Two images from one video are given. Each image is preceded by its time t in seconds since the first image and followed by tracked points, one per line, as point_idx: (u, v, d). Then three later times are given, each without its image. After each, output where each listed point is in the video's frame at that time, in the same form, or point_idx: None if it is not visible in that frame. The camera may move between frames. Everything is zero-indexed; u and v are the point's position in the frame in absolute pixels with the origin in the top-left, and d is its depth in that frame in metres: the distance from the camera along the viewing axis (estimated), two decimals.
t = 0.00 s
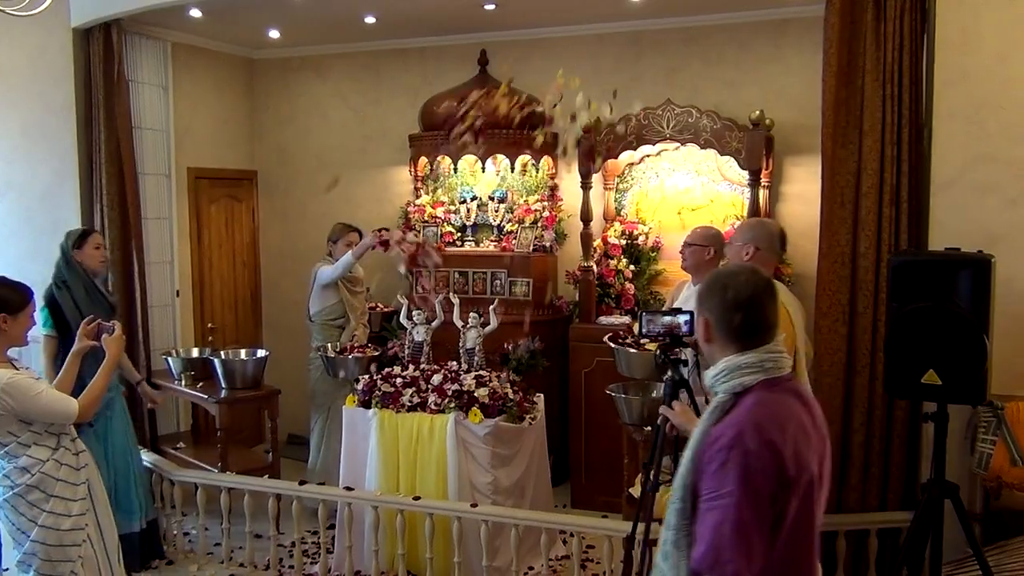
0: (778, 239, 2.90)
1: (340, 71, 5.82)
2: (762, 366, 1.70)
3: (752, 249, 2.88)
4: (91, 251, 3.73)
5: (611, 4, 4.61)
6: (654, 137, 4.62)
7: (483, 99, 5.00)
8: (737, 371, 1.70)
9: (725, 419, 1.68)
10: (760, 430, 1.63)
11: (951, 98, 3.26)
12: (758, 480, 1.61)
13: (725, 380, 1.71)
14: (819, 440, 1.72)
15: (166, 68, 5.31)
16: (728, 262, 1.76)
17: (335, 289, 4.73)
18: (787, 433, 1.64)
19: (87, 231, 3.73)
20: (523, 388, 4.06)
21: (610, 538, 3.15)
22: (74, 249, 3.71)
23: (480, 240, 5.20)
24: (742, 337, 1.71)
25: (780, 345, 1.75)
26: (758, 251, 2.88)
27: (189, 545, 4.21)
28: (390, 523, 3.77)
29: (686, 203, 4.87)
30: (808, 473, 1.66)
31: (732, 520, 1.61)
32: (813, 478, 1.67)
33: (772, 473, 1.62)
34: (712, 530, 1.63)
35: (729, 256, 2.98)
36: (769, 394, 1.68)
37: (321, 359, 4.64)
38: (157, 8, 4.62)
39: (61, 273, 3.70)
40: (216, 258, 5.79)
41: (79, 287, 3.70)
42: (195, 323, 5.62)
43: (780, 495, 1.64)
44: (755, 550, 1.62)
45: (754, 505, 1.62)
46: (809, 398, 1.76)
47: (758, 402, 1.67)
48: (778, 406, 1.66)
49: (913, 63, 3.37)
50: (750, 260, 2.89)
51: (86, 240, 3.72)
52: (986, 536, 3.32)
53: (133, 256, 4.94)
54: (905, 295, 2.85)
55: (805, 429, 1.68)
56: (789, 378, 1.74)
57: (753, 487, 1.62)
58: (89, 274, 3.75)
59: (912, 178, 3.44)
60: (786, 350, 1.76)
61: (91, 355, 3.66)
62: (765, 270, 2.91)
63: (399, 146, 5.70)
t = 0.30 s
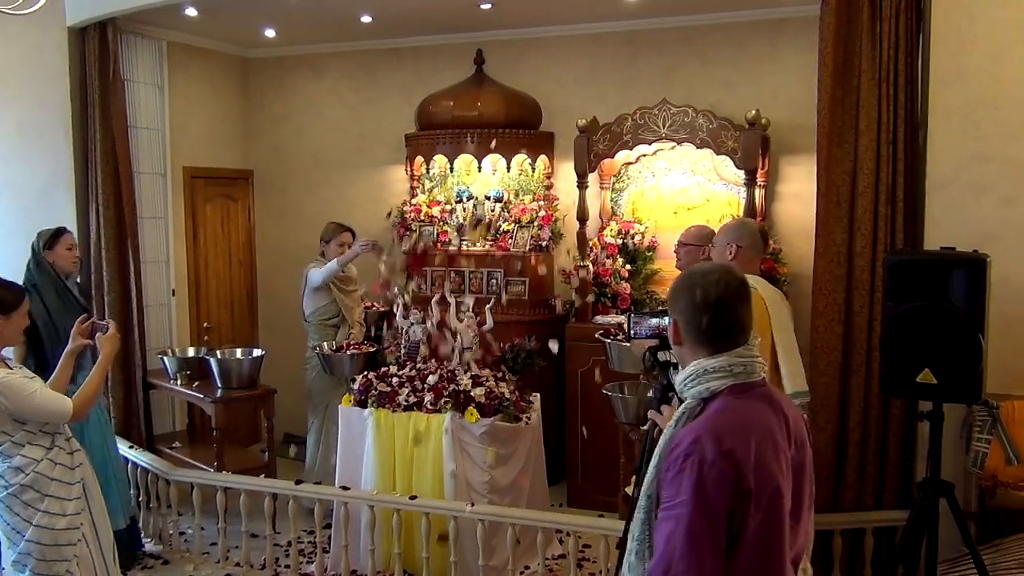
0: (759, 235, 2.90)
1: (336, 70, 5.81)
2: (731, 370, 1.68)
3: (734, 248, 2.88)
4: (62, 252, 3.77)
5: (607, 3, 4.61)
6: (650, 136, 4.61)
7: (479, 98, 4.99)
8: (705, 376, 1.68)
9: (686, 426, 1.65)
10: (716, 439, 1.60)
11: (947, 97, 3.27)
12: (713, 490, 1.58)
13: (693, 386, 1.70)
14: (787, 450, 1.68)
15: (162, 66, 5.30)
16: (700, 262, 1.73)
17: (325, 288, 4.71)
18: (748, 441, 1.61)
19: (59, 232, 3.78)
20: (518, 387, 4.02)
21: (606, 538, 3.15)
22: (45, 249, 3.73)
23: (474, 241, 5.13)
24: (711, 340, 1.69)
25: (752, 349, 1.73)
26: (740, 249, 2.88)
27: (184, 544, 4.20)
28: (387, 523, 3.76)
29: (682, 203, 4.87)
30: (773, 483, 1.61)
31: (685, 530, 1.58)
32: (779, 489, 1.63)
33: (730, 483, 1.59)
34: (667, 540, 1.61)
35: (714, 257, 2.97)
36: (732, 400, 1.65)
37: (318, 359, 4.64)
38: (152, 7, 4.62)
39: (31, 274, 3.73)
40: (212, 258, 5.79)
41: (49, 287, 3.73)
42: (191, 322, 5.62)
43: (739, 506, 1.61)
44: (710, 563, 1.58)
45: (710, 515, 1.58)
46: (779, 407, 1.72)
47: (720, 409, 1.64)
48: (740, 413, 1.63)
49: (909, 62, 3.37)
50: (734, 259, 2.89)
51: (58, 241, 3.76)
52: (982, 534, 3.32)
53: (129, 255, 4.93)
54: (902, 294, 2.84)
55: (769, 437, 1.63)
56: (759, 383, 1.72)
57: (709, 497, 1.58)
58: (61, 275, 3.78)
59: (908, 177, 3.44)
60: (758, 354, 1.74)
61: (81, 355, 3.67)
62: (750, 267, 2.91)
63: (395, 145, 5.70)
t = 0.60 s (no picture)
0: (741, 231, 2.97)
1: (331, 69, 5.80)
2: (706, 378, 1.65)
3: (715, 245, 2.95)
4: (36, 250, 3.80)
5: (602, 2, 4.61)
6: (645, 135, 4.62)
7: (474, 97, 4.99)
8: (680, 383, 1.66)
9: (656, 434, 1.63)
10: (682, 449, 1.57)
11: (941, 97, 3.27)
12: (679, 501, 1.56)
13: (669, 392, 1.68)
14: (764, 463, 1.64)
15: (156, 65, 5.29)
16: (680, 265, 1.70)
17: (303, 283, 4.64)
18: (718, 453, 1.57)
19: (32, 230, 3.80)
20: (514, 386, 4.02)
21: (601, 537, 3.15)
22: (19, 248, 3.76)
23: (471, 238, 5.16)
24: (688, 346, 1.67)
25: (733, 356, 1.70)
26: (721, 246, 2.95)
27: (179, 544, 4.20)
28: (382, 523, 3.77)
29: (677, 202, 4.88)
30: (745, 497, 1.57)
31: (650, 541, 1.56)
32: (753, 502, 1.59)
33: (697, 495, 1.56)
34: (634, 551, 1.59)
35: (696, 254, 3.04)
36: (707, 409, 1.62)
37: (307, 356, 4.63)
38: (146, 5, 4.61)
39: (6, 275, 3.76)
40: (207, 258, 5.78)
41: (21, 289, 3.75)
42: (186, 321, 5.61)
43: (708, 517, 1.58)
44: None
45: (676, 528, 1.56)
46: (758, 416, 1.68)
47: (693, 418, 1.61)
48: (712, 423, 1.60)
49: (904, 62, 3.38)
50: (715, 257, 2.96)
51: (32, 239, 3.79)
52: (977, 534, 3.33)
53: (122, 254, 4.92)
54: (897, 293, 2.85)
55: (743, 449, 1.60)
56: (738, 391, 1.68)
57: (675, 508, 1.56)
58: (37, 275, 3.81)
59: (903, 176, 3.44)
60: (738, 361, 1.70)
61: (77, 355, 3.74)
62: (732, 263, 2.97)
63: (390, 144, 5.69)
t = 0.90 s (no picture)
0: (728, 231, 2.99)
1: (327, 69, 5.80)
2: (693, 383, 1.64)
3: (702, 245, 2.96)
4: (23, 251, 3.75)
5: (598, 2, 4.62)
6: (641, 134, 4.62)
7: (470, 97, 4.99)
8: (667, 388, 1.66)
9: (640, 440, 1.64)
10: (664, 456, 1.57)
11: (936, 97, 3.28)
12: (659, 507, 1.56)
13: (656, 397, 1.68)
14: (750, 470, 1.63)
15: (151, 64, 5.28)
16: (668, 268, 1.70)
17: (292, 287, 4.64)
18: (701, 460, 1.57)
19: (19, 230, 3.74)
20: (510, 385, 4.02)
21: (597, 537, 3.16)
22: (6, 249, 3.72)
23: (467, 238, 5.19)
24: (675, 349, 1.67)
25: (721, 361, 1.69)
26: (709, 246, 2.96)
27: (174, 544, 4.19)
28: (378, 522, 3.76)
29: (673, 202, 4.89)
30: (727, 505, 1.58)
31: (629, 546, 1.56)
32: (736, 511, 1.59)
33: (678, 502, 1.56)
34: (615, 555, 1.60)
35: (683, 254, 3.04)
36: (693, 416, 1.62)
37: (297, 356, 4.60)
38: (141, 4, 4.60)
39: None
40: (202, 258, 5.77)
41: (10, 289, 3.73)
42: (181, 321, 5.60)
43: (688, 523, 1.58)
44: None
45: (656, 534, 1.56)
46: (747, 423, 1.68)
47: (678, 424, 1.61)
48: (696, 430, 1.60)
49: (899, 62, 3.38)
50: (703, 256, 2.98)
51: (19, 240, 3.73)
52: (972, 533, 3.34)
53: (118, 253, 4.91)
54: (892, 293, 2.86)
55: (727, 457, 1.59)
56: (726, 397, 1.68)
57: (655, 515, 1.56)
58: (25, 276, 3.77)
59: (898, 176, 3.45)
60: (726, 366, 1.69)
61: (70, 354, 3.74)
62: (719, 263, 2.98)
63: (386, 144, 5.69)
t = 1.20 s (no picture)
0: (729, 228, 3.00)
1: (323, 68, 5.80)
2: (686, 385, 1.64)
3: (704, 242, 2.98)
4: (24, 259, 3.75)
5: (594, 2, 4.62)
6: (637, 134, 4.62)
7: (466, 97, 4.99)
8: (659, 392, 1.65)
9: (633, 444, 1.63)
10: (656, 461, 1.57)
11: (931, 98, 3.29)
12: (651, 512, 1.56)
13: (649, 402, 1.67)
14: (743, 473, 1.63)
15: (147, 64, 5.28)
16: (636, 275, 1.73)
17: (286, 288, 4.64)
18: (693, 464, 1.57)
19: (25, 236, 3.74)
20: (506, 385, 4.03)
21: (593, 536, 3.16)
22: (8, 253, 3.72)
23: (464, 238, 5.17)
24: (667, 346, 1.66)
25: (709, 360, 1.70)
26: (710, 243, 2.98)
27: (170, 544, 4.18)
28: (374, 522, 3.76)
29: (669, 202, 4.89)
30: (719, 509, 1.57)
31: (622, 551, 1.56)
32: (728, 514, 1.58)
33: (670, 506, 1.56)
34: (608, 559, 1.60)
35: (685, 252, 3.07)
36: (686, 420, 1.61)
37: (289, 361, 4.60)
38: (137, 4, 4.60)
39: None
40: (198, 258, 5.76)
41: (9, 292, 3.72)
42: (177, 321, 5.59)
43: (680, 527, 1.58)
44: None
45: (649, 539, 1.56)
46: (740, 426, 1.67)
47: (671, 428, 1.60)
48: (688, 434, 1.59)
49: (894, 62, 3.39)
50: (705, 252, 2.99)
51: (23, 246, 3.74)
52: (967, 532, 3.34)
53: (113, 253, 4.90)
54: (887, 293, 2.85)
55: (720, 460, 1.59)
56: (719, 399, 1.67)
57: (647, 520, 1.56)
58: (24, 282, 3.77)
59: (893, 177, 3.45)
60: (718, 364, 1.70)
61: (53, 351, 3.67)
62: (720, 262, 3.00)
63: (382, 144, 5.69)
